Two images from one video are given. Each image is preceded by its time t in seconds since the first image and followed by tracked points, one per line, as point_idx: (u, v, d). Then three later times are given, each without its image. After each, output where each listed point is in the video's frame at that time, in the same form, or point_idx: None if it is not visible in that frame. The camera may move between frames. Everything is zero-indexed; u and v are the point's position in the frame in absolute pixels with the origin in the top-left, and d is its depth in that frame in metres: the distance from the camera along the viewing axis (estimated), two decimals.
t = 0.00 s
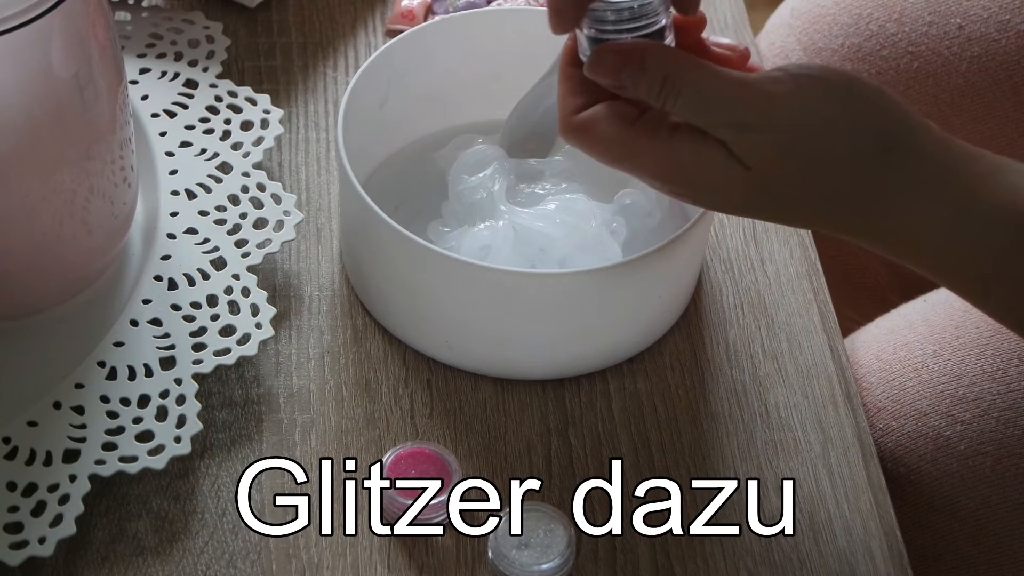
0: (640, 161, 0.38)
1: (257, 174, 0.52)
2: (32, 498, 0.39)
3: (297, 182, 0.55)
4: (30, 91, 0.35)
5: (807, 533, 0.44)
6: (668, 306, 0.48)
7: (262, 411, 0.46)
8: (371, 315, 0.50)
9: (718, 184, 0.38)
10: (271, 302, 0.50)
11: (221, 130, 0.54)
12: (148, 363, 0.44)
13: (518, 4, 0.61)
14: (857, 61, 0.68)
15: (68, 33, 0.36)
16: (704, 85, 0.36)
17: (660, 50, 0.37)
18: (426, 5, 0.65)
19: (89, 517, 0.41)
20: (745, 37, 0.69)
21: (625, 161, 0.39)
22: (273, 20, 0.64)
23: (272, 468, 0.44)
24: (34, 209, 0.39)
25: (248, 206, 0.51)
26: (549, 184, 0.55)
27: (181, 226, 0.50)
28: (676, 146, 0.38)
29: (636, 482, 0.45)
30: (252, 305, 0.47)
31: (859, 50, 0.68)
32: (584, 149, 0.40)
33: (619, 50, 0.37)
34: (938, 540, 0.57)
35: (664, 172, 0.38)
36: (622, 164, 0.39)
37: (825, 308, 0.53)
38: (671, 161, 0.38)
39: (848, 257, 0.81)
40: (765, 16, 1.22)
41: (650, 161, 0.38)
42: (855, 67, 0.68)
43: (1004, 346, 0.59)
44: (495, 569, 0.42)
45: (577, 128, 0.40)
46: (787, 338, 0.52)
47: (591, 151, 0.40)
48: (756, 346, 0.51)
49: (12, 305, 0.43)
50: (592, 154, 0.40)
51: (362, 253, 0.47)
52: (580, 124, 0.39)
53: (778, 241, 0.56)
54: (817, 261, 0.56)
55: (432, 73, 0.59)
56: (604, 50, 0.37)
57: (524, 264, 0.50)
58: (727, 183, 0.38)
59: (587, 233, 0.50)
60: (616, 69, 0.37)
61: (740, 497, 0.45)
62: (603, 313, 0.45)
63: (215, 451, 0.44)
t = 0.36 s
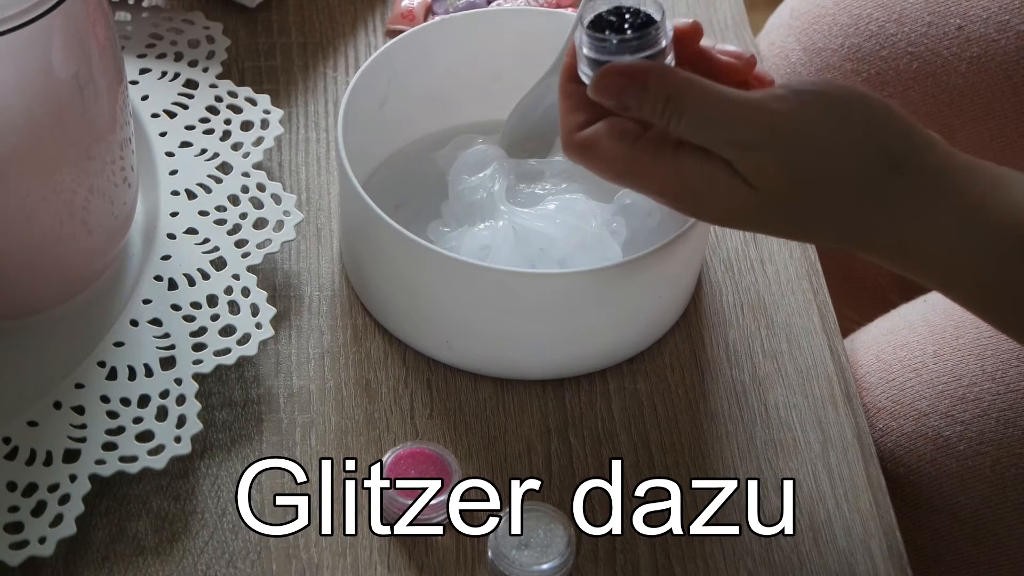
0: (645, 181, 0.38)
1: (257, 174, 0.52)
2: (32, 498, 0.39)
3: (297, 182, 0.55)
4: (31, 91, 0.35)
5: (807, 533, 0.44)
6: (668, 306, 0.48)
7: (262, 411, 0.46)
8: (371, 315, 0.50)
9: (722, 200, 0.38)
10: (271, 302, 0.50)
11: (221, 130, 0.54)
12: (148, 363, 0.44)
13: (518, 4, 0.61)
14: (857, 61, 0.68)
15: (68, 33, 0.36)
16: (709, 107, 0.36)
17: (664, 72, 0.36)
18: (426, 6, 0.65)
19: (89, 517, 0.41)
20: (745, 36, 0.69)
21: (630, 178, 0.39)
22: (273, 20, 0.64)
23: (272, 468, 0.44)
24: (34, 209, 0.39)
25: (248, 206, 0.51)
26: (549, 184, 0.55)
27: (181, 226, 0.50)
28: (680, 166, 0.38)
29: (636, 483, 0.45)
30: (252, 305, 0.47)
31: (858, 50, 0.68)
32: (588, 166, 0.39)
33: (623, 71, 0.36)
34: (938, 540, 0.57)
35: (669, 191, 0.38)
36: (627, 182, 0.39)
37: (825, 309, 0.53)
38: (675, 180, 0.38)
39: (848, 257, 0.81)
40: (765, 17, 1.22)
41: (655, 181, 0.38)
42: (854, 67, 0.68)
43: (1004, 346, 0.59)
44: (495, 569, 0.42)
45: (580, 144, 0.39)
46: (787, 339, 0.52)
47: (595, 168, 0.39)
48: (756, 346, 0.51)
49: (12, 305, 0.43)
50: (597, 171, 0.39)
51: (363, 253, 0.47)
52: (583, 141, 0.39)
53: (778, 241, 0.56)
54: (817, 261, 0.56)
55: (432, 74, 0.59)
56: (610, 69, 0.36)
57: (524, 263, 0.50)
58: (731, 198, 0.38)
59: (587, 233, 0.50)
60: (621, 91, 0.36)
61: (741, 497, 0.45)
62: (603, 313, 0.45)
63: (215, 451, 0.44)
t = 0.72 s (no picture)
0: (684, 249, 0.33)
1: (257, 174, 0.52)
2: (32, 498, 0.39)
3: (297, 182, 0.55)
4: (31, 91, 0.35)
5: (808, 533, 0.44)
6: (668, 306, 0.48)
7: (262, 411, 0.46)
8: (371, 315, 0.50)
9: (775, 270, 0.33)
10: (271, 302, 0.50)
11: (221, 130, 0.54)
12: (148, 363, 0.44)
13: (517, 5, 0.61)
14: (858, 60, 0.68)
15: (68, 33, 0.36)
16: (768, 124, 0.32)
17: (723, 84, 0.33)
18: (426, 6, 0.65)
19: (89, 517, 0.41)
20: (744, 36, 0.69)
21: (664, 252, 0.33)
22: (273, 20, 0.64)
23: (273, 468, 0.44)
24: (35, 209, 0.39)
25: (248, 206, 0.51)
26: (549, 184, 0.55)
27: (181, 226, 0.50)
28: (724, 225, 0.33)
29: (636, 484, 0.45)
30: (252, 305, 0.47)
31: (859, 50, 0.68)
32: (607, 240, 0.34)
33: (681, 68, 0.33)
34: (937, 541, 0.57)
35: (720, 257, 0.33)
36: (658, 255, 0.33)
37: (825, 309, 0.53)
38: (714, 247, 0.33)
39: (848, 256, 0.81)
40: (765, 18, 1.22)
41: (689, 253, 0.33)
42: (855, 67, 0.68)
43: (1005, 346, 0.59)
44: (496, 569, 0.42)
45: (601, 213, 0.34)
46: (787, 339, 0.52)
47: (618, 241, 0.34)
48: (756, 346, 0.51)
49: (12, 304, 0.43)
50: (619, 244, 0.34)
51: (363, 253, 0.47)
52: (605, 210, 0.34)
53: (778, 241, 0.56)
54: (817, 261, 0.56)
55: (432, 74, 0.59)
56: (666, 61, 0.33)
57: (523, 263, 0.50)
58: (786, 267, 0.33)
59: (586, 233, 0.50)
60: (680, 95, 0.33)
61: (742, 496, 0.45)
62: (603, 313, 0.45)
63: (215, 451, 0.44)
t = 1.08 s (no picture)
0: (705, 236, 0.33)
1: (257, 174, 0.52)
2: (32, 498, 0.39)
3: (297, 182, 0.55)
4: (31, 91, 0.35)
5: (808, 534, 0.44)
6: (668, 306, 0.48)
7: (262, 411, 0.46)
8: (371, 315, 0.50)
9: (792, 259, 0.33)
10: (272, 302, 0.50)
11: (221, 130, 0.54)
12: (148, 363, 0.44)
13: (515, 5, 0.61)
14: (858, 58, 0.68)
15: (68, 32, 0.36)
16: (779, 123, 0.35)
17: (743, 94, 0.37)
18: (425, 6, 0.66)
19: (89, 517, 0.41)
20: (744, 36, 0.69)
21: (686, 240, 0.33)
22: (273, 20, 0.64)
23: (273, 468, 0.44)
24: (34, 209, 0.39)
25: (248, 206, 0.51)
26: (550, 185, 0.55)
27: (181, 226, 0.50)
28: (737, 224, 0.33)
29: (636, 485, 0.45)
30: (252, 305, 0.47)
31: (859, 49, 0.68)
32: (624, 232, 0.34)
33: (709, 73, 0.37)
34: (938, 540, 0.57)
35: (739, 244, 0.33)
36: (678, 244, 0.33)
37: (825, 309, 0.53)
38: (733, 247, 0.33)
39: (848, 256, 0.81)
40: (765, 17, 1.22)
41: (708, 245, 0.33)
42: (855, 65, 0.68)
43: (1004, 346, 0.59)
44: (496, 569, 0.42)
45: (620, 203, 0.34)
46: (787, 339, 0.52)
47: (636, 233, 0.33)
48: (755, 346, 0.51)
49: (13, 304, 0.43)
50: (636, 235, 0.34)
51: (362, 253, 0.47)
52: (624, 200, 0.34)
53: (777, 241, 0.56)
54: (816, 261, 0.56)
55: (432, 74, 0.59)
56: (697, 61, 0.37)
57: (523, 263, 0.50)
58: (800, 256, 0.33)
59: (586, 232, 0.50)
60: (697, 102, 0.36)
61: (742, 496, 0.45)
62: (604, 314, 0.45)
63: (215, 451, 0.44)
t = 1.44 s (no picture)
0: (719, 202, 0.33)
1: (257, 174, 0.52)
2: (32, 498, 0.39)
3: (297, 182, 0.55)
4: (31, 91, 0.35)
5: (808, 533, 0.44)
6: (668, 306, 0.48)
7: (262, 411, 0.46)
8: (371, 315, 0.50)
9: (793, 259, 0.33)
10: (271, 302, 0.50)
11: (221, 130, 0.54)
12: (148, 363, 0.44)
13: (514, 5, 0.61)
14: (858, 58, 0.68)
15: (67, 32, 0.36)
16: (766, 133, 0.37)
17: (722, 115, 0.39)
18: (426, 6, 0.66)
19: (89, 517, 0.41)
20: (744, 36, 0.69)
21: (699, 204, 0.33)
22: (273, 20, 0.64)
23: (273, 468, 0.44)
24: (34, 209, 0.39)
25: (248, 206, 0.51)
26: (550, 185, 0.55)
27: (181, 226, 0.50)
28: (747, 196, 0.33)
29: (635, 484, 0.45)
30: (252, 305, 0.47)
31: (859, 48, 0.68)
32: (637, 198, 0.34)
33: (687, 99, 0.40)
34: (939, 541, 0.57)
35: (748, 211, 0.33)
36: (695, 210, 0.33)
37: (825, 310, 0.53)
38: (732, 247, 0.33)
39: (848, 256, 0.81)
40: (765, 17, 1.22)
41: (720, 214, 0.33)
42: (855, 65, 0.68)
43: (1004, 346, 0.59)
44: (495, 569, 0.41)
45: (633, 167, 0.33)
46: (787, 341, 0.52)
47: (651, 195, 0.33)
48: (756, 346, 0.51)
49: (13, 304, 0.43)
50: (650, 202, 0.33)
51: (363, 253, 0.47)
52: (637, 165, 0.34)
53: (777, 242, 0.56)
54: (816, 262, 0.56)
55: (433, 74, 0.59)
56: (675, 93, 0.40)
57: (523, 263, 0.50)
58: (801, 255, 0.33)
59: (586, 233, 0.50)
60: (685, 115, 0.38)
61: (742, 495, 0.45)
62: (604, 314, 0.45)
63: (215, 451, 0.44)
